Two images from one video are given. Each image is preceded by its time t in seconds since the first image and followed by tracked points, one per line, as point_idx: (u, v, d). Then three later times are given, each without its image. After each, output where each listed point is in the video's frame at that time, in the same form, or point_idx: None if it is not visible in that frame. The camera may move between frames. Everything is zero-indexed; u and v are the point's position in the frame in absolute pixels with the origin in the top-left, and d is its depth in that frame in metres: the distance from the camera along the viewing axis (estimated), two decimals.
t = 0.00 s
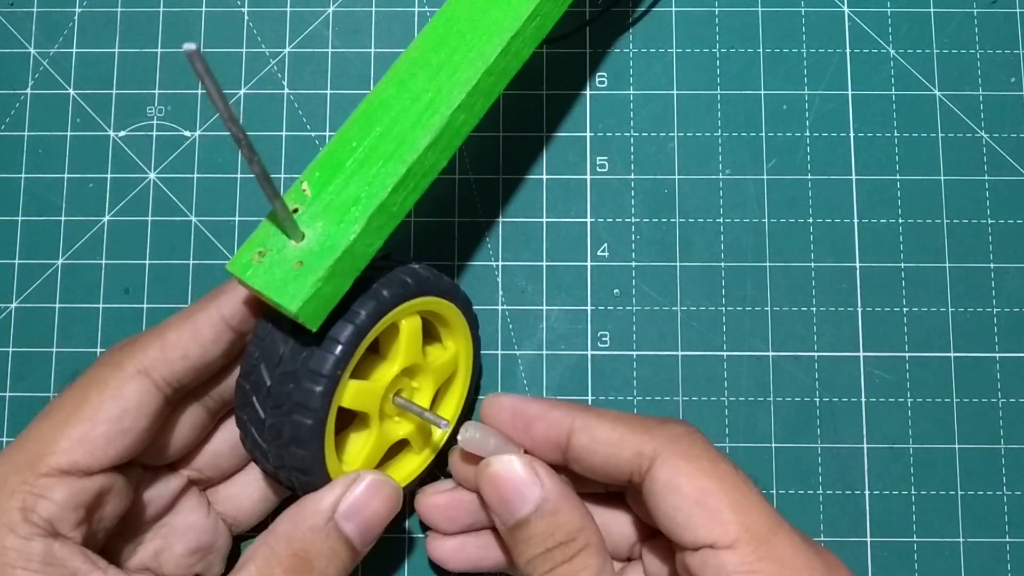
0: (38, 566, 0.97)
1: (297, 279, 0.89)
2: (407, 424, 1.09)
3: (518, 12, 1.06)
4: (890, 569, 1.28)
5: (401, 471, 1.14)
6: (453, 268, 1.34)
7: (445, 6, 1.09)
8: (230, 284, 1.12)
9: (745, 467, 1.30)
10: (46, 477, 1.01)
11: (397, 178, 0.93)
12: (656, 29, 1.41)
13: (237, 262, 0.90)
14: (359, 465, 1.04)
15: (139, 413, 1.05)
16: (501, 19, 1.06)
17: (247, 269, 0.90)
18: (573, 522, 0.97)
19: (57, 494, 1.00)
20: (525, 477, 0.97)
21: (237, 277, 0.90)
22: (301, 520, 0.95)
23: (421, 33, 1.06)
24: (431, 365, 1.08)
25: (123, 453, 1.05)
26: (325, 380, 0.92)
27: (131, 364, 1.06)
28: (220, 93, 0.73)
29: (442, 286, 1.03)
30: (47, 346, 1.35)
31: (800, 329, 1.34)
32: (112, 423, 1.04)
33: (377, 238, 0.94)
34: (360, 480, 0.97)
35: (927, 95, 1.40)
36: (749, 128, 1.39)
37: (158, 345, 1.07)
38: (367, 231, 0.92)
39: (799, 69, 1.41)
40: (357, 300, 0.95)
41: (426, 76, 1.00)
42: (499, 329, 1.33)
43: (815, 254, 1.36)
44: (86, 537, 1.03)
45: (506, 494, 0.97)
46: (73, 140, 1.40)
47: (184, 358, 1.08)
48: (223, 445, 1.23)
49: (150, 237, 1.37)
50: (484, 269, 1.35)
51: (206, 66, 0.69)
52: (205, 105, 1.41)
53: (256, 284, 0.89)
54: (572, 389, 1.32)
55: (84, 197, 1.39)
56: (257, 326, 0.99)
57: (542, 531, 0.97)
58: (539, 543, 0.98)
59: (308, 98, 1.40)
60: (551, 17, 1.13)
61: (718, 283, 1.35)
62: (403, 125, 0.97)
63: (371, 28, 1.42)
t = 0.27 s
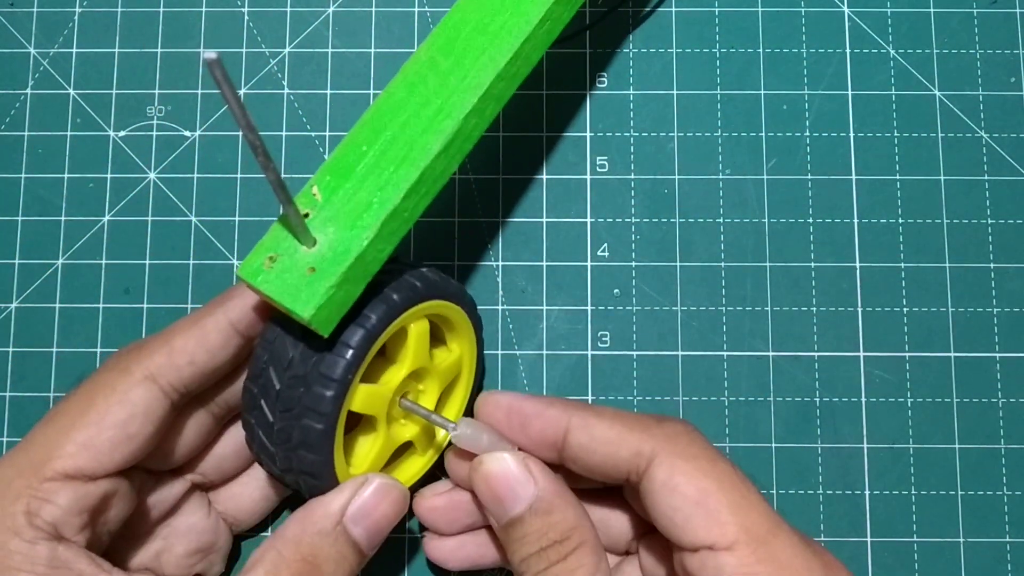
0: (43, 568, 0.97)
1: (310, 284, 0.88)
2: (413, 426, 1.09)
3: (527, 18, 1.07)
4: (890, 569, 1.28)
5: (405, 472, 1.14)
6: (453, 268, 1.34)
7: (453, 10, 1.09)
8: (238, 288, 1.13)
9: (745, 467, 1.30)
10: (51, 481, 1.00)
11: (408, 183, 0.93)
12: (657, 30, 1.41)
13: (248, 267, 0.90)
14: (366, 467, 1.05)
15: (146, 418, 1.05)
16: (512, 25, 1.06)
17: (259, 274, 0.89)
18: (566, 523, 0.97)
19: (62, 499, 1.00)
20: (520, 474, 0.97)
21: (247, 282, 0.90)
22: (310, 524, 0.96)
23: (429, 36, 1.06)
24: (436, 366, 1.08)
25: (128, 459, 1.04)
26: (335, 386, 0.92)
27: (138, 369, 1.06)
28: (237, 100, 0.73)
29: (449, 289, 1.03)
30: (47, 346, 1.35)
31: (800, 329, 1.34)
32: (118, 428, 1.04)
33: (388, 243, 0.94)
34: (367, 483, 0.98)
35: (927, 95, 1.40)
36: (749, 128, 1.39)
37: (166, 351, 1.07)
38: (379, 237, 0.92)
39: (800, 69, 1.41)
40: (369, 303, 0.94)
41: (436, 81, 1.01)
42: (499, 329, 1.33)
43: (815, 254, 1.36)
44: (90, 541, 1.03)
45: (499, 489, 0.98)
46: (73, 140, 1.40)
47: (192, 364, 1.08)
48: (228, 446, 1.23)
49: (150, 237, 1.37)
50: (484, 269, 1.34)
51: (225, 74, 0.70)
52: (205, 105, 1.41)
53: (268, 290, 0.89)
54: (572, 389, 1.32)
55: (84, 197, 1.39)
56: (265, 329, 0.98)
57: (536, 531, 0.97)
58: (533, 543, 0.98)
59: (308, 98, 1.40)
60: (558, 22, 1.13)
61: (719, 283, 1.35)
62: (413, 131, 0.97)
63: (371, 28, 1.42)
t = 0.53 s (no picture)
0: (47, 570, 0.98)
1: (319, 291, 0.88)
2: (417, 428, 1.10)
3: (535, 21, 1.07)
4: (890, 569, 1.28)
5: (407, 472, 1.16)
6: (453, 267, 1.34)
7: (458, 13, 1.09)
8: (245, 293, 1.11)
9: (745, 467, 1.30)
10: (56, 488, 1.00)
11: (417, 188, 0.94)
12: (658, 32, 1.41)
13: (257, 274, 0.90)
14: (371, 471, 1.05)
15: (151, 427, 1.04)
16: (518, 28, 1.06)
17: (267, 281, 0.89)
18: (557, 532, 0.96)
19: (66, 506, 1.00)
20: (515, 479, 0.98)
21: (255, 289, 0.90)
22: (317, 528, 0.96)
23: (436, 40, 1.06)
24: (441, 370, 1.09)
25: (133, 467, 1.04)
26: (343, 391, 0.92)
27: (144, 377, 1.05)
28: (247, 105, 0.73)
29: (454, 292, 1.03)
30: (47, 346, 1.35)
31: (800, 329, 1.34)
32: (123, 435, 1.03)
33: (397, 248, 0.94)
34: (374, 487, 0.98)
35: (927, 95, 1.40)
36: (749, 128, 1.39)
37: (172, 358, 1.06)
38: (388, 242, 0.92)
39: (800, 69, 1.41)
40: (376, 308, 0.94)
41: (443, 86, 1.01)
42: (499, 329, 1.33)
43: (815, 254, 1.36)
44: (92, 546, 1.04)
45: (495, 492, 0.98)
46: (73, 140, 1.40)
47: (198, 372, 1.07)
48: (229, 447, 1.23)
49: (150, 237, 1.37)
50: (484, 269, 1.34)
51: (238, 81, 0.71)
52: (205, 105, 1.41)
53: (277, 297, 0.89)
54: (572, 389, 1.32)
55: (84, 197, 1.39)
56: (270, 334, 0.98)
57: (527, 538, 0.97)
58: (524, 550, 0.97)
59: (308, 98, 1.40)
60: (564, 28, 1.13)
61: (719, 283, 1.35)
62: (421, 135, 0.97)
63: (371, 28, 1.42)
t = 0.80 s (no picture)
0: None
1: (348, 308, 0.89)
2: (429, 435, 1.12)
3: (554, 35, 1.08)
4: (889, 569, 1.28)
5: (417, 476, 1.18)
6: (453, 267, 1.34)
7: (475, 22, 1.09)
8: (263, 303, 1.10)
9: (745, 467, 1.30)
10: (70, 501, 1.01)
11: (444, 204, 0.94)
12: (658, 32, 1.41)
13: (283, 291, 0.89)
14: (387, 480, 1.07)
15: (166, 440, 1.04)
16: (535, 41, 1.07)
17: (294, 298, 0.89)
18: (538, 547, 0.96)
19: (79, 519, 1.00)
20: (498, 489, 0.99)
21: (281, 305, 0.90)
22: (337, 539, 0.97)
23: (454, 49, 1.06)
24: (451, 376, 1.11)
25: (146, 480, 1.04)
26: (367, 409, 0.93)
27: (159, 389, 1.05)
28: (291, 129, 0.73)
29: (464, 301, 1.05)
30: (47, 346, 1.35)
31: (800, 329, 1.34)
32: (138, 449, 1.03)
33: (423, 263, 0.94)
34: (393, 498, 0.99)
35: (927, 95, 1.40)
36: (749, 128, 1.39)
37: (189, 370, 1.06)
38: (415, 258, 0.92)
39: (800, 69, 1.41)
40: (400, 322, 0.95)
41: (465, 98, 1.01)
42: (500, 329, 1.33)
43: (815, 254, 1.36)
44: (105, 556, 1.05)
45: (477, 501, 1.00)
46: (73, 140, 1.40)
47: (214, 385, 1.07)
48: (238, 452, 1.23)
49: (150, 237, 1.37)
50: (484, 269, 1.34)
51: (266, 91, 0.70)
52: (205, 105, 1.41)
53: (304, 314, 0.89)
54: (572, 390, 1.32)
55: (84, 197, 1.39)
56: (287, 345, 0.97)
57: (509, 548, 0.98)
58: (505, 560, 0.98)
59: (308, 98, 1.40)
60: (579, 37, 1.13)
61: (719, 283, 1.35)
62: (445, 149, 0.97)
63: (371, 28, 1.42)
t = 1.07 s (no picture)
0: None
1: (344, 308, 0.89)
2: (424, 434, 1.13)
3: (554, 34, 1.08)
4: (889, 569, 1.28)
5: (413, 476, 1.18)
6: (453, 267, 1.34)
7: (475, 22, 1.09)
8: (263, 306, 1.10)
9: (745, 467, 1.30)
10: (70, 506, 1.00)
11: (442, 204, 0.94)
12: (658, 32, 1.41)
13: (279, 290, 0.90)
14: (382, 478, 1.07)
15: (166, 444, 1.04)
16: (536, 41, 1.07)
17: (291, 298, 0.90)
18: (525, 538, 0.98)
19: (80, 523, 1.00)
20: (481, 484, 1.00)
21: (278, 305, 0.90)
22: (332, 537, 0.97)
23: (455, 49, 1.06)
24: (448, 377, 1.12)
25: (147, 483, 1.04)
26: (359, 407, 0.93)
27: (159, 393, 1.05)
28: (287, 119, 0.73)
29: (463, 302, 1.05)
30: (47, 346, 1.35)
31: (800, 329, 1.34)
32: (139, 453, 1.03)
33: (421, 264, 0.94)
34: (386, 493, 1.00)
35: (927, 95, 1.40)
36: (749, 128, 1.39)
37: (188, 373, 1.06)
38: (413, 258, 0.92)
39: (800, 69, 1.41)
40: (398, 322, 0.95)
41: (464, 100, 1.01)
42: (499, 329, 1.33)
43: (815, 254, 1.36)
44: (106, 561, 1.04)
45: (465, 496, 1.02)
46: (73, 140, 1.40)
47: (213, 388, 1.07)
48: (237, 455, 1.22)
49: (150, 237, 1.37)
50: (484, 269, 1.34)
51: (283, 110, 0.73)
52: (205, 105, 1.41)
53: (301, 315, 0.89)
54: (572, 389, 1.32)
55: (85, 197, 1.39)
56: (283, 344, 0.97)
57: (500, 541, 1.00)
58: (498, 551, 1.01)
59: (308, 98, 1.40)
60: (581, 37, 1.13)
61: (719, 283, 1.35)
62: (444, 150, 0.97)
63: (371, 28, 1.42)
